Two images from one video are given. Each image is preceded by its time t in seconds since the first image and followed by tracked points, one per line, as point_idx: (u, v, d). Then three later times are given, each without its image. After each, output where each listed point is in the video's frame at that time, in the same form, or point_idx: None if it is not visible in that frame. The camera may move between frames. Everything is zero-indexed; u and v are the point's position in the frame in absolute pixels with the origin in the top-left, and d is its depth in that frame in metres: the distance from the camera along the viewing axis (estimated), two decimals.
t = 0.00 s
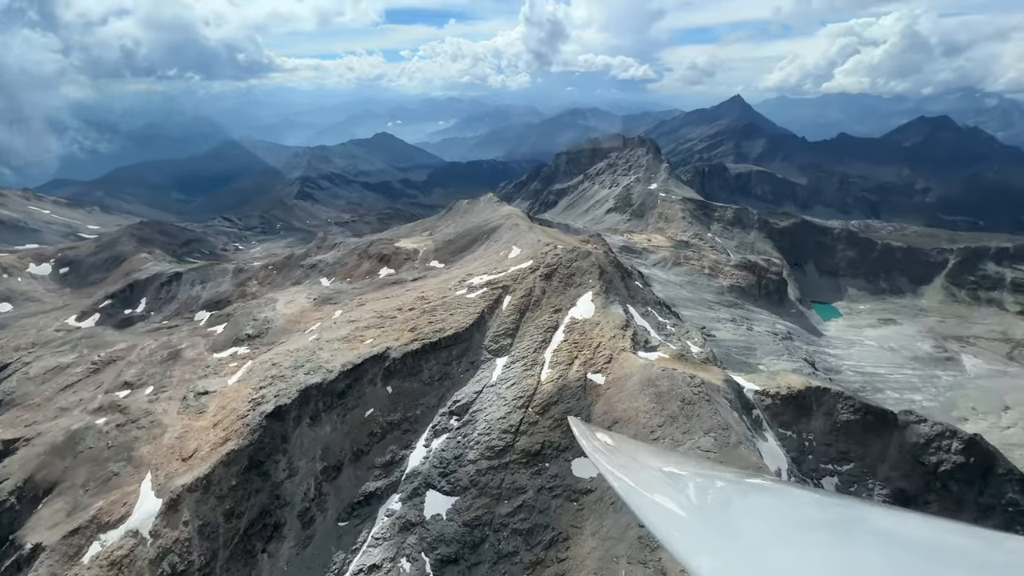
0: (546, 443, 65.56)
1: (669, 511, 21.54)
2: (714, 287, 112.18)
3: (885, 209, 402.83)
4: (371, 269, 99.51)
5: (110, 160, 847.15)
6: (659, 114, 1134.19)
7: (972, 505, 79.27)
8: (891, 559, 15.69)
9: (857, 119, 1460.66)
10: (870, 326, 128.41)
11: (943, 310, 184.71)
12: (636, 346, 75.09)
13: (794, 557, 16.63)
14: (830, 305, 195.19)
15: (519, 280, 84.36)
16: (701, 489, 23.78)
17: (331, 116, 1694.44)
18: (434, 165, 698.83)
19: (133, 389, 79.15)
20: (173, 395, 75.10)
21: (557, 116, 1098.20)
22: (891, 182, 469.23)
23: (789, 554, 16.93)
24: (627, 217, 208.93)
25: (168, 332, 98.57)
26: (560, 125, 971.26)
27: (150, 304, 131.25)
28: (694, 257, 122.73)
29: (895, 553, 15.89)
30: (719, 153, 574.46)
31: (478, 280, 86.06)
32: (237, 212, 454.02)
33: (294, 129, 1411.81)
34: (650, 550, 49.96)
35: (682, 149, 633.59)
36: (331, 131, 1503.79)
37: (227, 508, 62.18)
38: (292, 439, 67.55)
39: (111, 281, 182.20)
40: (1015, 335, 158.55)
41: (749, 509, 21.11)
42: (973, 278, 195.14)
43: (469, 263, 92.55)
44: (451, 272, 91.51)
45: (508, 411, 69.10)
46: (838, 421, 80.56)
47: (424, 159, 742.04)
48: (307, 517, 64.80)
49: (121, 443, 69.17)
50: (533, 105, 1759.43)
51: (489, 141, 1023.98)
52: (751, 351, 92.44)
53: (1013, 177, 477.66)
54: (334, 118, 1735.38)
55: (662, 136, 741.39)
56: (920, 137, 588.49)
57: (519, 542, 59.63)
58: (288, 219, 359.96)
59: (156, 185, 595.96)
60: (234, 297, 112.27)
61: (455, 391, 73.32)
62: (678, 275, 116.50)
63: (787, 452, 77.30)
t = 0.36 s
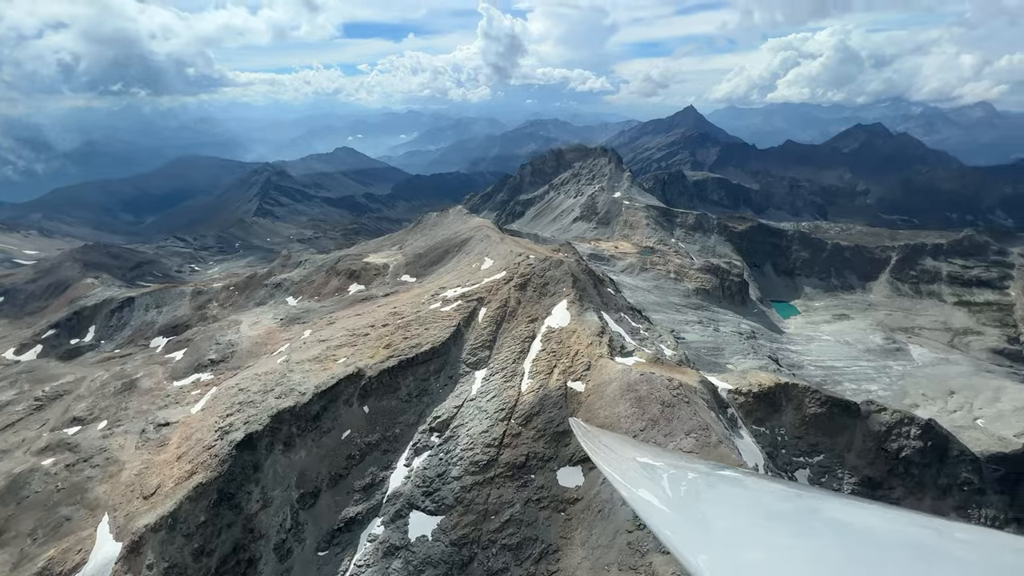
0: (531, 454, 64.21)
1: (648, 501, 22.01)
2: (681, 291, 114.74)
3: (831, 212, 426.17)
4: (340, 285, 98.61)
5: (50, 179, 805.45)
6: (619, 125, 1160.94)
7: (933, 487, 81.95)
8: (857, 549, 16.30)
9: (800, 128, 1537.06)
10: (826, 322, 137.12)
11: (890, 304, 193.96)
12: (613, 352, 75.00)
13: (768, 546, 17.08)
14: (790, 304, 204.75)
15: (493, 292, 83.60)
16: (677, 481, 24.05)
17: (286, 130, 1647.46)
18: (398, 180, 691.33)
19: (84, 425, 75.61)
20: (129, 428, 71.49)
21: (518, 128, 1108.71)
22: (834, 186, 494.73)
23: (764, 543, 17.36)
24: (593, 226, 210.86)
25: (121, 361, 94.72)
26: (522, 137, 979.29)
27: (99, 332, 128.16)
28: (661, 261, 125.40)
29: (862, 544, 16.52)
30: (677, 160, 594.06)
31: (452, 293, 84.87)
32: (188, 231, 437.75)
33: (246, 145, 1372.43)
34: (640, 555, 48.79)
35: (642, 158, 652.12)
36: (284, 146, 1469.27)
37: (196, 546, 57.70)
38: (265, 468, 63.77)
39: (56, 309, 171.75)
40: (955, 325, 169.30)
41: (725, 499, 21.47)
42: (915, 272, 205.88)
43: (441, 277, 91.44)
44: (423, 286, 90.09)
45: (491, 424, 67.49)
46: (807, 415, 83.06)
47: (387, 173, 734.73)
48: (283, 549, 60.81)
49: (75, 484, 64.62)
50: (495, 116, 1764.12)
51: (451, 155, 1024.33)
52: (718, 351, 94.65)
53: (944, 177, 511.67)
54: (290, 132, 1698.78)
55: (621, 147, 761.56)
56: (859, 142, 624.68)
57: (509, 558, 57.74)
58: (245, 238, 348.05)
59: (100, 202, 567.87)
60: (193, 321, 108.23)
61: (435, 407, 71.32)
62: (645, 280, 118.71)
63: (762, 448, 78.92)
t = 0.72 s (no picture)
0: (516, 474, 61.84)
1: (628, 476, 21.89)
2: (650, 302, 116.27)
3: (784, 223, 447.91)
4: (310, 306, 97.93)
5: None
6: (581, 142, 1186.39)
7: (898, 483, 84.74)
8: (816, 520, 15.78)
9: (749, 144, 1611.20)
10: (788, 329, 142.65)
11: (843, 308, 205.07)
12: (591, 366, 73.55)
13: (720, 516, 16.65)
14: (752, 311, 209.93)
15: (468, 310, 82.21)
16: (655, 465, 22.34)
17: (241, 151, 1606.42)
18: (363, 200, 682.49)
19: (25, 470, 70.29)
20: (79, 470, 66.53)
21: (482, 147, 1116.31)
22: (786, 198, 517.76)
23: (718, 514, 16.86)
24: (562, 240, 211.30)
25: (67, 398, 89.25)
26: (487, 155, 986.21)
27: (42, 368, 122.29)
28: (629, 275, 127.45)
29: (824, 515, 15.90)
30: (639, 177, 614.58)
31: (426, 312, 83.19)
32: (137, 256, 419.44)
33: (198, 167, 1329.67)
34: (630, 571, 48.80)
35: (605, 174, 670.13)
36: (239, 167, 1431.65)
37: None
38: (233, 504, 59.45)
39: None
40: (902, 327, 178.87)
41: (690, 474, 20.98)
42: (863, 278, 219.35)
43: (414, 297, 89.76)
44: (395, 308, 88.02)
45: (472, 444, 64.96)
46: (779, 419, 84.30)
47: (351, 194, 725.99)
48: None
49: (15, 534, 58.96)
50: (459, 136, 1770.04)
51: (413, 175, 1021.84)
52: (688, 360, 96.02)
53: (883, 189, 545.78)
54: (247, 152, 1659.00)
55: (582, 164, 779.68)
56: (806, 157, 660.00)
57: None
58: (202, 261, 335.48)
59: (41, 227, 539.91)
60: (150, 352, 103.60)
61: (413, 431, 68.61)
62: (615, 293, 120.02)
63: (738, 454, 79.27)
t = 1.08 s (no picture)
0: (500, 499, 59.34)
1: (633, 458, 24.34)
2: (622, 319, 117.11)
3: (743, 239, 465.99)
4: (277, 333, 96.42)
5: None
6: (546, 165, 1203.23)
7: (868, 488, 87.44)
8: (800, 486, 18.25)
9: (705, 166, 1672.03)
10: (752, 342, 146.80)
11: (802, 320, 213.39)
12: (570, 385, 70.92)
13: (680, 474, 20.89)
14: (718, 325, 214.46)
15: (444, 332, 80.35)
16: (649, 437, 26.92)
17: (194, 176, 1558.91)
18: (328, 224, 670.28)
19: None
20: (19, 523, 60.75)
21: (447, 170, 1118.31)
22: (743, 216, 538.49)
23: (680, 475, 20.88)
24: (533, 260, 211.63)
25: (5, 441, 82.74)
26: (454, 177, 987.30)
27: None
28: (600, 293, 128.94)
29: (808, 483, 18.40)
30: (604, 198, 630.04)
31: (401, 336, 81.07)
32: (83, 284, 399.44)
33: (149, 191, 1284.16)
34: None
35: (571, 195, 684.02)
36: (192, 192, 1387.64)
37: None
38: (199, 549, 55.39)
39: None
40: (857, 336, 187.41)
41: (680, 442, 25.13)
42: (819, 290, 229.52)
43: (388, 322, 87.44)
44: (368, 333, 85.43)
45: (454, 472, 62.17)
46: (753, 431, 85.06)
47: (313, 217, 712.12)
48: None
49: None
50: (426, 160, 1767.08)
51: (377, 199, 1012.35)
52: (661, 375, 96.47)
53: (832, 206, 576.00)
54: (202, 175, 1612.89)
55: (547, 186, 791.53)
56: (759, 178, 691.06)
57: None
58: (158, 289, 321.16)
59: None
60: (99, 388, 97.63)
61: (391, 460, 65.47)
62: (587, 311, 120.59)
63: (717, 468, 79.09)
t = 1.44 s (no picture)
0: (485, 529, 56.58)
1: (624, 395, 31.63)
2: (596, 339, 117.09)
3: (708, 258, 479.17)
4: (242, 364, 93.85)
5: None
6: (515, 187, 1214.23)
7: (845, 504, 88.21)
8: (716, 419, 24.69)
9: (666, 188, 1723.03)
10: (721, 358, 149.93)
11: (767, 335, 219.69)
12: (552, 407, 68.93)
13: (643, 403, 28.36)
14: (689, 342, 217.38)
15: (421, 357, 78.03)
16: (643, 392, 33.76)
17: (147, 200, 1505.16)
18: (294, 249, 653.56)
19: None
20: None
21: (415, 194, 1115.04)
22: (706, 237, 555.00)
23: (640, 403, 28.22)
24: (505, 281, 209.46)
25: None
26: (424, 200, 980.80)
27: None
28: (573, 313, 129.38)
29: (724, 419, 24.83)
30: (572, 220, 639.14)
31: (376, 362, 78.65)
32: (27, 313, 378.62)
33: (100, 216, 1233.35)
34: None
35: (540, 218, 691.42)
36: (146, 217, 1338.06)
37: None
38: None
39: None
40: (819, 350, 193.90)
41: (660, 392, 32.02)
42: (781, 306, 238.12)
43: (362, 348, 84.73)
44: (341, 360, 82.43)
45: (436, 502, 59.28)
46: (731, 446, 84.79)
47: (278, 241, 693.69)
48: None
49: None
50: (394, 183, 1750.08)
51: (344, 222, 997.68)
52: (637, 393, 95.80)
53: (788, 226, 601.17)
54: (157, 200, 1560.30)
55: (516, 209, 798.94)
56: (719, 200, 716.49)
57: None
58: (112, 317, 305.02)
59: None
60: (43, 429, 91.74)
61: (369, 493, 62.04)
62: (561, 331, 120.35)
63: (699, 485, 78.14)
